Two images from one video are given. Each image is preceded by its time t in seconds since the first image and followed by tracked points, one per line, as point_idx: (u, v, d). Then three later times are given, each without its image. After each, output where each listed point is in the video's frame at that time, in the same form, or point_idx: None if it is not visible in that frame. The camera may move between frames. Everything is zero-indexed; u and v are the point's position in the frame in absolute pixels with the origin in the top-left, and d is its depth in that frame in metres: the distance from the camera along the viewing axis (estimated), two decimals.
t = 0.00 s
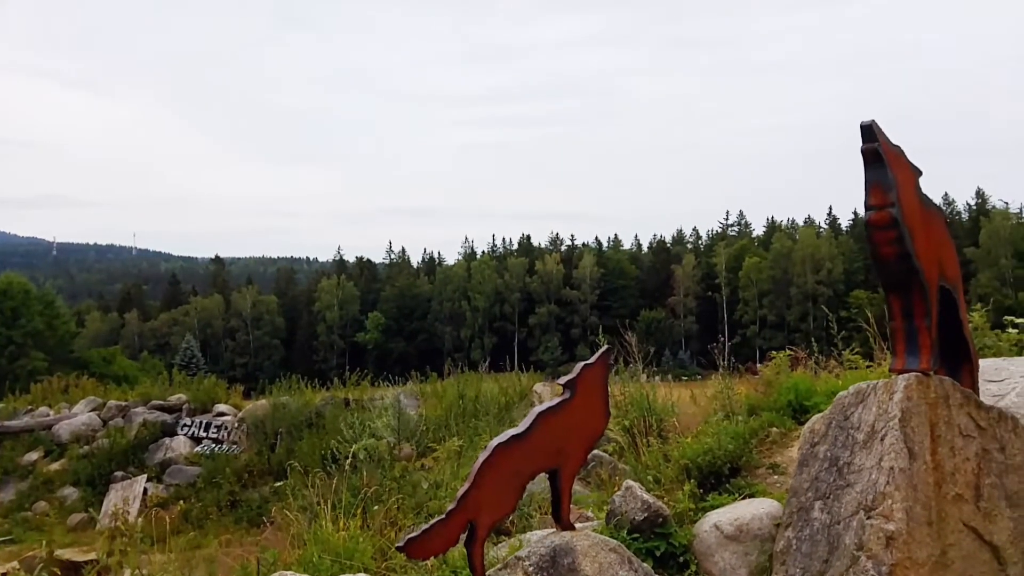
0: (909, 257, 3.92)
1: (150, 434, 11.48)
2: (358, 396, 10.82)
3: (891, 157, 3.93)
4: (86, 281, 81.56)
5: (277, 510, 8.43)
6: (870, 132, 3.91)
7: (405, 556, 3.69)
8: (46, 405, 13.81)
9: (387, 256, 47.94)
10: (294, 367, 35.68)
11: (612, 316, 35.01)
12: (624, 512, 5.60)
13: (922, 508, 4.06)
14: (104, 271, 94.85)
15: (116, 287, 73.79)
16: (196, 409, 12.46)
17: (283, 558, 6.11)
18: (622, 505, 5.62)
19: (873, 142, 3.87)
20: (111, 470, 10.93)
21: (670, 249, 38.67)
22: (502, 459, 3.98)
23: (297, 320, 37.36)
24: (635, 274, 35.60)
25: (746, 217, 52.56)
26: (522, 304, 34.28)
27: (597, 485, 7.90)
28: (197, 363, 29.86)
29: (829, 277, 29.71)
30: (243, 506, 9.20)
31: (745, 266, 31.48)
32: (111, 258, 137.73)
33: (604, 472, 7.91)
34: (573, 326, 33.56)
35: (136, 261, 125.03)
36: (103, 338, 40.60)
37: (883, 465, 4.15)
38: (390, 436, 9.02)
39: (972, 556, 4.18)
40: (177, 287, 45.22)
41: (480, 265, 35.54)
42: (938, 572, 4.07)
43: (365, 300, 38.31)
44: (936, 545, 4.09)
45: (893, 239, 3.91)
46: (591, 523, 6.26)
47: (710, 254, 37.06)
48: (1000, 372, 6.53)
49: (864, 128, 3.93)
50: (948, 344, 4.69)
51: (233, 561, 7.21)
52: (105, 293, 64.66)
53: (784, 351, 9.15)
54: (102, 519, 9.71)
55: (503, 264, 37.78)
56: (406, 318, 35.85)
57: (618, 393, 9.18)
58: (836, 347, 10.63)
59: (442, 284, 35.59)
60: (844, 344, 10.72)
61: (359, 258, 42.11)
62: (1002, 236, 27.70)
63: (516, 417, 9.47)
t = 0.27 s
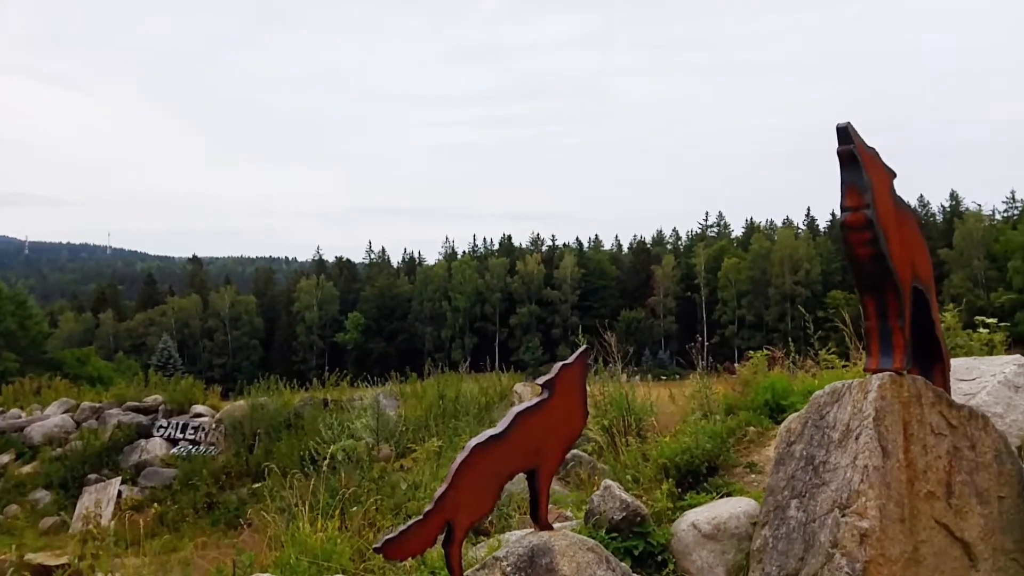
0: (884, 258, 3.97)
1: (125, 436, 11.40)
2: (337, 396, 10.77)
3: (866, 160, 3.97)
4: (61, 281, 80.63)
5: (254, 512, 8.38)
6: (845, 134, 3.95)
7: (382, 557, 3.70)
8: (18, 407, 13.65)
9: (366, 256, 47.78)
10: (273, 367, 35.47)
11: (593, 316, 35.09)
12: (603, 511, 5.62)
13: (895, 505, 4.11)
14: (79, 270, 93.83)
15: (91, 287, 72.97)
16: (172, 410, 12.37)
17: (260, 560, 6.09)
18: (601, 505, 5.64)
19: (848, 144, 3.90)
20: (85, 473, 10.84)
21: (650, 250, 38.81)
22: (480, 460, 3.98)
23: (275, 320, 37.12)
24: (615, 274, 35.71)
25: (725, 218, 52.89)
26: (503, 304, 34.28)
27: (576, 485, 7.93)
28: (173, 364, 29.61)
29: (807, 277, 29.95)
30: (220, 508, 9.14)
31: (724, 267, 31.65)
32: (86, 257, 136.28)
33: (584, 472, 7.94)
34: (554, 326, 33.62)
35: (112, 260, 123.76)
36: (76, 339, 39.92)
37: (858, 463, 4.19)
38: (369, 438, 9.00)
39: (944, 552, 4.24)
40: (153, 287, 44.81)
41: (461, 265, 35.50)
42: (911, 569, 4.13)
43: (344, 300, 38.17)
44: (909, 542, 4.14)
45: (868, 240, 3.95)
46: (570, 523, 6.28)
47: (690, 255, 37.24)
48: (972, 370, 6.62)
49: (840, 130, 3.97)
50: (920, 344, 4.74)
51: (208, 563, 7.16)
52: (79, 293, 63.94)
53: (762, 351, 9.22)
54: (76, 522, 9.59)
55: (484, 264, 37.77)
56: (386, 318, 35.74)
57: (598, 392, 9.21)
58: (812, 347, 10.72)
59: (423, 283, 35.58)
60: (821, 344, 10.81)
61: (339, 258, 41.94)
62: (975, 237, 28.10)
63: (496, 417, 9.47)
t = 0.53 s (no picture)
0: (863, 259, 4.00)
1: (102, 439, 11.30)
2: (318, 397, 10.72)
3: (845, 162, 4.00)
4: (38, 280, 79.77)
5: (234, 514, 8.33)
6: (825, 136, 3.99)
7: (363, 559, 3.69)
8: None
9: (349, 255, 47.62)
10: (254, 368, 35.27)
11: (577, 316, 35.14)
12: (584, 512, 5.64)
13: (872, 503, 4.15)
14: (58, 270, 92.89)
15: (70, 287, 72.25)
16: (151, 412, 12.28)
17: (239, 562, 6.06)
18: (582, 505, 5.66)
19: (828, 146, 3.94)
20: (61, 475, 10.74)
21: (633, 250, 38.93)
22: (461, 460, 3.98)
23: (257, 321, 36.95)
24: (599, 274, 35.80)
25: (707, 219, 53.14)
26: (486, 305, 34.26)
27: (559, 485, 7.95)
28: (153, 364, 29.39)
29: (788, 278, 30.15)
30: (200, 510, 9.08)
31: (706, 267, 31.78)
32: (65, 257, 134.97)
33: (566, 472, 7.95)
34: (537, 327, 33.66)
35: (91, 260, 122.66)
36: (53, 339, 39.63)
37: (836, 462, 4.23)
38: (350, 439, 8.97)
39: (921, 549, 4.28)
40: (132, 287, 44.43)
41: (444, 266, 35.47)
42: (889, 566, 4.16)
43: (326, 300, 38.03)
44: (886, 539, 4.17)
45: (847, 241, 3.98)
46: (552, 523, 6.29)
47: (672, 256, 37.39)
48: (949, 370, 6.70)
49: (819, 133, 4.00)
50: (899, 344, 4.78)
51: (187, 566, 7.11)
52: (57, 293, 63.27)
53: (743, 351, 9.27)
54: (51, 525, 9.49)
55: (467, 264, 37.75)
56: (369, 318, 35.66)
57: (580, 393, 9.24)
58: (791, 347, 10.80)
59: (406, 284, 35.53)
60: (800, 344, 10.90)
61: (321, 258, 41.76)
62: (952, 238, 28.48)
63: (478, 417, 9.47)
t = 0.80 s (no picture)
0: (843, 260, 4.02)
1: (80, 441, 11.22)
2: (300, 398, 10.66)
3: (824, 163, 4.02)
4: (17, 280, 78.95)
5: (216, 516, 8.28)
6: (805, 137, 4.00)
7: (344, 561, 3.69)
8: None
9: (332, 255, 47.46)
10: (237, 368, 35.07)
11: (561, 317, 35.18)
12: (567, 512, 5.65)
13: (852, 502, 4.17)
14: (36, 270, 91.98)
15: (48, 286, 71.54)
16: (130, 414, 12.18)
17: (219, 564, 6.02)
18: (565, 505, 5.66)
19: (808, 147, 3.95)
20: (38, 478, 10.62)
21: (618, 251, 39.01)
22: (444, 461, 3.97)
23: (239, 321, 36.75)
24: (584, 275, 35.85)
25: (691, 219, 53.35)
26: (471, 305, 34.23)
27: (542, 485, 7.95)
28: (133, 365, 29.15)
29: (771, 279, 30.29)
30: (181, 512, 9.01)
31: (690, 267, 31.88)
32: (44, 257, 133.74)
33: (549, 472, 7.97)
34: (522, 327, 33.67)
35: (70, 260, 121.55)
36: (31, 340, 39.24)
37: (817, 461, 4.26)
38: (333, 441, 8.94)
39: (899, 547, 4.31)
40: (112, 287, 44.05)
41: (429, 266, 35.42)
42: (868, 564, 4.19)
43: (309, 300, 37.89)
44: (867, 537, 4.20)
45: (827, 242, 4.00)
46: (536, 523, 6.29)
47: (656, 256, 37.49)
48: (928, 369, 6.76)
49: (800, 134, 4.02)
50: (879, 345, 4.82)
51: (166, 569, 7.05)
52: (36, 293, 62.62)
53: (726, 351, 9.30)
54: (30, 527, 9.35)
55: (452, 264, 37.70)
56: (352, 318, 35.54)
57: (563, 393, 9.24)
58: (773, 347, 10.85)
59: (390, 284, 35.47)
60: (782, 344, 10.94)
61: (304, 258, 41.58)
62: (932, 239, 28.58)
63: (462, 417, 9.45)
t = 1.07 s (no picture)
0: (825, 260, 4.05)
1: (58, 443, 11.14)
2: (283, 399, 10.59)
3: (806, 164, 4.04)
4: None
5: (197, 518, 8.23)
6: (787, 138, 4.03)
7: (325, 562, 3.67)
8: None
9: (317, 255, 47.30)
10: (220, 369, 34.89)
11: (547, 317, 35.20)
12: (551, 511, 5.65)
13: (833, 501, 4.20)
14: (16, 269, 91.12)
15: (29, 286, 70.89)
16: (110, 415, 12.11)
17: (200, 566, 6.00)
18: (549, 505, 5.67)
19: (790, 148, 3.97)
20: (15, 479, 10.44)
21: (604, 251, 39.07)
22: (426, 460, 3.96)
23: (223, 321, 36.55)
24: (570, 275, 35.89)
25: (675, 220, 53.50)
26: (457, 305, 34.19)
27: (525, 485, 7.96)
28: (113, 365, 28.93)
29: (755, 279, 30.40)
30: (162, 514, 8.94)
31: (675, 268, 31.97)
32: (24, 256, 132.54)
33: (533, 472, 7.97)
34: (508, 327, 33.68)
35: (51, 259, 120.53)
36: (10, 340, 38.87)
37: (799, 461, 4.28)
38: (316, 441, 8.91)
39: (879, 545, 4.34)
40: (93, 286, 43.69)
41: (414, 266, 35.36)
42: (849, 562, 4.22)
43: (293, 300, 37.75)
44: (846, 536, 4.23)
45: (809, 242, 4.03)
46: (519, 523, 6.29)
47: (641, 256, 37.58)
48: (908, 369, 6.81)
49: (781, 134, 4.04)
50: (861, 345, 4.85)
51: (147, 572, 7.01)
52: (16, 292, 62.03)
53: (709, 352, 9.33)
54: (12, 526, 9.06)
55: (438, 264, 37.64)
56: (337, 318, 35.43)
57: (547, 392, 9.25)
58: (756, 347, 10.90)
59: (375, 284, 35.40)
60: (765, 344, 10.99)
61: (288, 258, 41.41)
62: (914, 240, 28.75)
63: (447, 417, 9.44)
